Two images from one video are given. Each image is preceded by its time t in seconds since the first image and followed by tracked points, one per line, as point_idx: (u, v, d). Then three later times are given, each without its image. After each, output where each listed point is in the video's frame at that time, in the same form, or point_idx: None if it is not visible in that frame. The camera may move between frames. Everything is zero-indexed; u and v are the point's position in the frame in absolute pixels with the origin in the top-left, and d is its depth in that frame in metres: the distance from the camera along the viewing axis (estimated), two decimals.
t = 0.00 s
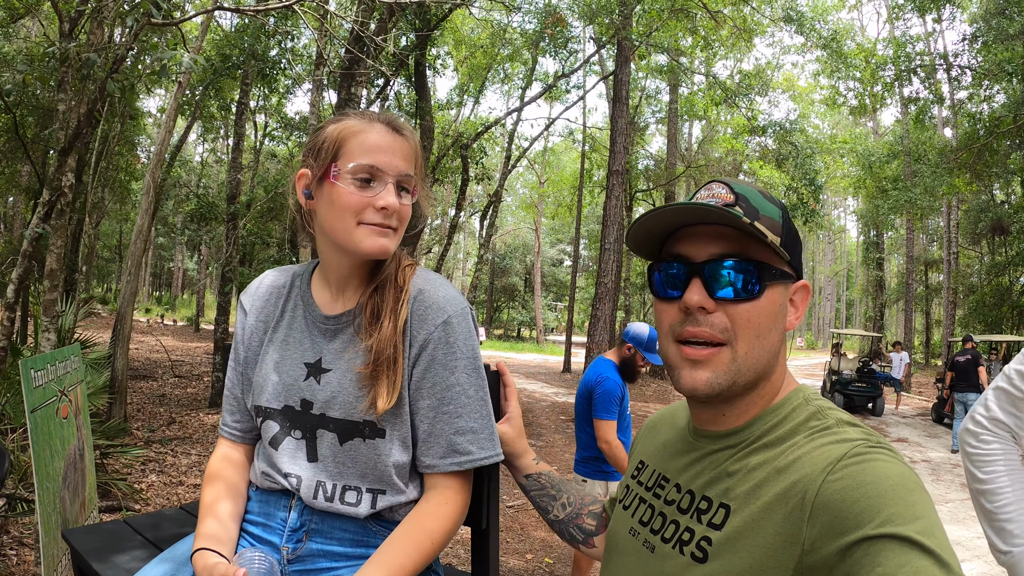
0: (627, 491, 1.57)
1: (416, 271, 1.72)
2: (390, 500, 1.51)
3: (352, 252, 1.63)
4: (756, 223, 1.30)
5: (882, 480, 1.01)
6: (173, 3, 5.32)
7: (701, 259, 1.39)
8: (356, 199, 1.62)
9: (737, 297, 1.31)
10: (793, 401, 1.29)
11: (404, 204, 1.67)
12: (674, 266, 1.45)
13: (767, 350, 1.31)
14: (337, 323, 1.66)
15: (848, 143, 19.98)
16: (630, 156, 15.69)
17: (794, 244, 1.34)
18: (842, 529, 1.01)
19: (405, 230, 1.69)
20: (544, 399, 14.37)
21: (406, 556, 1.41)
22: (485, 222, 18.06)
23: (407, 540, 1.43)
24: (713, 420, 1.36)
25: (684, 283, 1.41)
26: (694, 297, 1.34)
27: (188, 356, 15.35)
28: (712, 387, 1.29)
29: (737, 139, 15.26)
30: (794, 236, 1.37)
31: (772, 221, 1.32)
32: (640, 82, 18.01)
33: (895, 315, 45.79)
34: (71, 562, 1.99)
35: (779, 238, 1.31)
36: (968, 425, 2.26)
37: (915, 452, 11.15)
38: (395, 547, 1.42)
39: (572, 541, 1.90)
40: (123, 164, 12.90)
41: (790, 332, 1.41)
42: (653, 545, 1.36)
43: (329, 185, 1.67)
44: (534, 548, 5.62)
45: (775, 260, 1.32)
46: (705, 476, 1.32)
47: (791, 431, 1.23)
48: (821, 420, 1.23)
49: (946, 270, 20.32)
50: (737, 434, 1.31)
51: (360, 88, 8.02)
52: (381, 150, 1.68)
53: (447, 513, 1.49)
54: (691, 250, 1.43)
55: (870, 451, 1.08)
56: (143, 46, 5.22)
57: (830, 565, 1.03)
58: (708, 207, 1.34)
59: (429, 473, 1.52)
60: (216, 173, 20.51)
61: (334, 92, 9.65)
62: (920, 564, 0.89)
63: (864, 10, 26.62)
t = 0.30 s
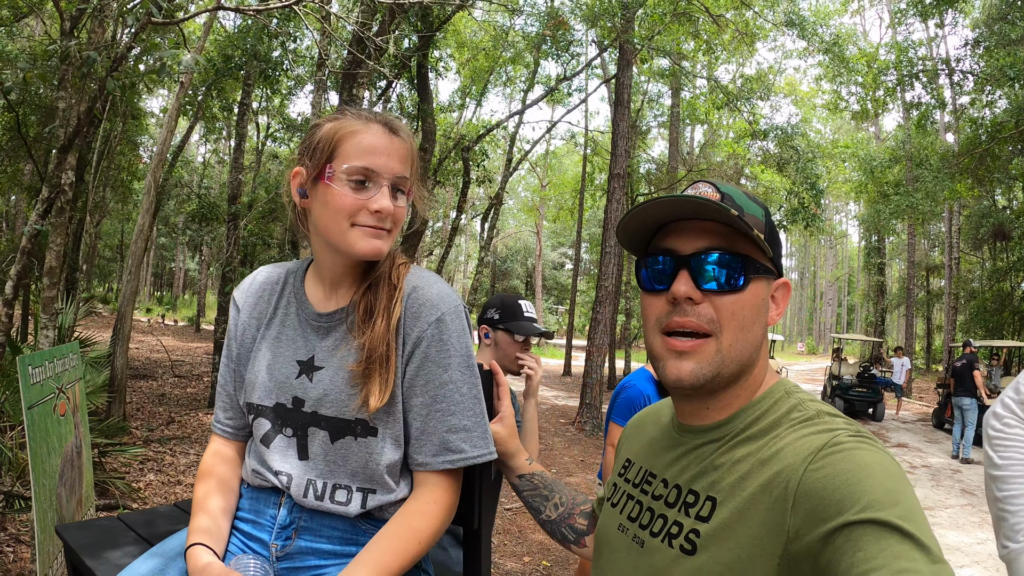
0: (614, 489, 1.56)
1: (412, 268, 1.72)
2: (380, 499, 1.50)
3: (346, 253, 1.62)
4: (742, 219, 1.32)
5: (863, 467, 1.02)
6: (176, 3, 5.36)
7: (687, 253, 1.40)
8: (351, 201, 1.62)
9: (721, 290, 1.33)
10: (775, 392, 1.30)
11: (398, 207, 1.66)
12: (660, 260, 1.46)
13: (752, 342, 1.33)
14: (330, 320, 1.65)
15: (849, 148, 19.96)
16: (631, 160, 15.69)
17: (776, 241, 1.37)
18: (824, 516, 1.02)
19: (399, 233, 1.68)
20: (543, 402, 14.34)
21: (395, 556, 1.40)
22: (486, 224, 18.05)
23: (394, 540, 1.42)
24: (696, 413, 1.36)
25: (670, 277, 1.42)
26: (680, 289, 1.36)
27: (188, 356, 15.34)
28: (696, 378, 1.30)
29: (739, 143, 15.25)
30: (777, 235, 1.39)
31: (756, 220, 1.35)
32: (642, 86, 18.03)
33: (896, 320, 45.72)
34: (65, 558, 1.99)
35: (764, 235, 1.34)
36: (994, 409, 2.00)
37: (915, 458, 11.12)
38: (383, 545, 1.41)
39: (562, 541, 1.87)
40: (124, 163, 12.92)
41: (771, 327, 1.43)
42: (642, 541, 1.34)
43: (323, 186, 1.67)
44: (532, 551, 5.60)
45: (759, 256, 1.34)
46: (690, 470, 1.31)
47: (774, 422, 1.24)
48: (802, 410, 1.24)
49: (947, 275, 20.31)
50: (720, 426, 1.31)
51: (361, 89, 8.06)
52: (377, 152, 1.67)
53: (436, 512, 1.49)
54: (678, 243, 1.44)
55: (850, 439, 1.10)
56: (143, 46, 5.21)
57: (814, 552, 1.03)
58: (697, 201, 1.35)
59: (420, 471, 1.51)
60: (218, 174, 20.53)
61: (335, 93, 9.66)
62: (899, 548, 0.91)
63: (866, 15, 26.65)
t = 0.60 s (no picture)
0: (611, 483, 1.55)
1: (402, 267, 1.71)
2: (368, 502, 1.48)
3: (336, 249, 1.61)
4: (728, 200, 1.34)
5: (854, 441, 1.02)
6: (179, 3, 5.37)
7: (674, 238, 1.40)
8: (340, 196, 1.61)
9: (707, 272, 1.33)
10: (764, 376, 1.30)
11: (389, 203, 1.65)
12: (647, 247, 1.46)
13: (740, 322, 1.32)
14: (321, 318, 1.64)
15: (853, 154, 19.92)
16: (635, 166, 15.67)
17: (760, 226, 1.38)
18: (817, 493, 1.02)
19: (390, 228, 1.67)
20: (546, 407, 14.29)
21: (381, 558, 1.38)
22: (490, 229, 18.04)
23: (381, 541, 1.40)
24: (691, 398, 1.36)
25: (658, 262, 1.42)
26: (669, 271, 1.36)
27: (191, 359, 15.34)
28: (689, 359, 1.29)
29: (743, 149, 15.21)
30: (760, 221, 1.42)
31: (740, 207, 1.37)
32: (646, 92, 18.03)
33: (901, 327, 45.50)
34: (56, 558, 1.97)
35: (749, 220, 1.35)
36: None
37: (919, 465, 11.03)
38: (369, 547, 1.39)
39: (563, 540, 1.90)
40: (129, 166, 12.97)
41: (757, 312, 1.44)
42: (643, 531, 1.32)
43: (313, 181, 1.66)
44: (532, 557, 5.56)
45: (744, 239, 1.35)
46: (686, 457, 1.30)
47: (767, 405, 1.23)
48: (793, 392, 1.24)
49: (951, 282, 20.21)
50: (713, 412, 1.31)
51: (364, 93, 8.08)
52: (368, 145, 1.66)
53: (424, 514, 1.47)
54: (665, 229, 1.44)
55: (840, 415, 1.10)
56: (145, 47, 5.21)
57: (810, 531, 1.02)
58: (683, 181, 1.37)
59: (409, 472, 1.49)
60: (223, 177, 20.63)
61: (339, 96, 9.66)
62: (892, 522, 0.91)
63: (871, 20, 26.61)
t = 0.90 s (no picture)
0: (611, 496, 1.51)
1: (396, 274, 1.69)
2: (356, 516, 1.46)
3: (328, 253, 1.60)
4: (728, 208, 1.34)
5: (861, 449, 1.02)
6: (184, 8, 5.40)
7: (674, 247, 1.38)
8: (334, 200, 1.60)
9: (707, 281, 1.31)
10: (765, 382, 1.30)
11: (382, 207, 1.65)
12: (645, 257, 1.42)
13: (743, 331, 1.31)
14: (310, 326, 1.62)
15: (857, 163, 19.91)
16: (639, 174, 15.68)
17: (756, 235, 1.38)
18: (826, 502, 1.01)
19: (384, 232, 1.66)
20: (547, 416, 14.24)
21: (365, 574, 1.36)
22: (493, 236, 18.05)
23: (367, 556, 1.38)
24: (691, 409, 1.34)
25: (658, 272, 1.38)
26: (671, 281, 1.33)
27: (192, 364, 15.36)
28: (694, 370, 1.26)
29: (746, 158, 15.19)
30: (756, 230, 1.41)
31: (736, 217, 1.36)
32: (650, 100, 18.06)
33: (904, 336, 45.36)
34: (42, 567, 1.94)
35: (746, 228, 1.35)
36: None
37: (922, 475, 10.95)
38: (356, 561, 1.37)
39: (561, 556, 1.83)
40: (132, 170, 13.04)
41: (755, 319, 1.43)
42: (649, 545, 1.30)
43: (305, 184, 1.65)
44: (530, 567, 5.52)
45: (742, 248, 1.35)
46: (690, 469, 1.28)
47: (768, 413, 1.23)
48: (794, 398, 1.24)
49: (955, 291, 20.14)
50: (714, 421, 1.29)
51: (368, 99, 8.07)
52: (362, 149, 1.66)
53: (413, 529, 1.44)
54: (663, 239, 1.42)
55: (844, 421, 1.10)
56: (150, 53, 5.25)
57: (819, 539, 1.02)
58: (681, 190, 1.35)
59: (399, 486, 1.47)
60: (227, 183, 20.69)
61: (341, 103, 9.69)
62: (901, 528, 0.91)
63: (874, 30, 26.64)
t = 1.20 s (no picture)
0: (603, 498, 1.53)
1: (389, 282, 1.70)
2: (348, 519, 1.48)
3: (311, 260, 1.62)
4: (731, 212, 1.34)
5: (859, 458, 1.03)
6: (189, 14, 5.45)
7: (675, 249, 1.39)
8: (306, 207, 1.62)
9: (707, 284, 1.32)
10: (762, 387, 1.31)
11: (359, 215, 1.66)
12: (646, 258, 1.43)
13: (739, 335, 1.32)
14: (304, 333, 1.64)
15: (860, 171, 19.93)
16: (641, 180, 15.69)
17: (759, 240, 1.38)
18: (822, 507, 1.03)
19: (361, 239, 1.67)
20: (548, 422, 14.23)
21: None
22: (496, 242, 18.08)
23: (361, 559, 1.39)
24: (688, 412, 1.36)
25: (659, 274, 1.39)
26: (672, 282, 1.34)
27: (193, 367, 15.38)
28: (691, 372, 1.28)
29: (749, 165, 15.19)
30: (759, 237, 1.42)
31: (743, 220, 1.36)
32: (652, 107, 18.11)
33: (907, 345, 45.29)
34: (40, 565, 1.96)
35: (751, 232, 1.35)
36: None
37: (924, 484, 10.91)
38: (350, 565, 1.38)
39: (555, 559, 1.87)
40: (136, 173, 13.11)
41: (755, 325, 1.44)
42: (639, 547, 1.31)
43: (294, 191, 1.67)
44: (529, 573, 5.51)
45: (746, 252, 1.35)
46: (684, 472, 1.30)
47: (765, 419, 1.24)
48: (791, 404, 1.25)
49: (958, 299, 20.11)
50: (709, 425, 1.31)
51: (371, 106, 8.10)
52: (342, 160, 1.68)
53: (406, 534, 1.45)
54: (666, 240, 1.42)
55: (843, 429, 1.11)
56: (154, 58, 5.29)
57: (813, 545, 1.03)
58: (685, 192, 1.36)
59: (391, 493, 1.48)
60: (230, 187, 20.78)
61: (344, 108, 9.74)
62: (898, 537, 0.92)
63: (876, 38, 26.72)
